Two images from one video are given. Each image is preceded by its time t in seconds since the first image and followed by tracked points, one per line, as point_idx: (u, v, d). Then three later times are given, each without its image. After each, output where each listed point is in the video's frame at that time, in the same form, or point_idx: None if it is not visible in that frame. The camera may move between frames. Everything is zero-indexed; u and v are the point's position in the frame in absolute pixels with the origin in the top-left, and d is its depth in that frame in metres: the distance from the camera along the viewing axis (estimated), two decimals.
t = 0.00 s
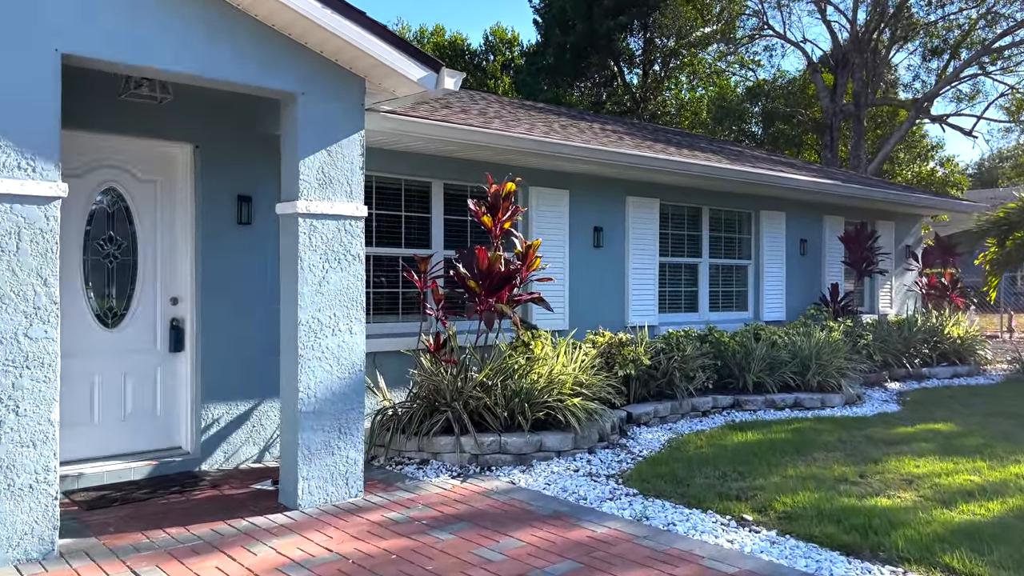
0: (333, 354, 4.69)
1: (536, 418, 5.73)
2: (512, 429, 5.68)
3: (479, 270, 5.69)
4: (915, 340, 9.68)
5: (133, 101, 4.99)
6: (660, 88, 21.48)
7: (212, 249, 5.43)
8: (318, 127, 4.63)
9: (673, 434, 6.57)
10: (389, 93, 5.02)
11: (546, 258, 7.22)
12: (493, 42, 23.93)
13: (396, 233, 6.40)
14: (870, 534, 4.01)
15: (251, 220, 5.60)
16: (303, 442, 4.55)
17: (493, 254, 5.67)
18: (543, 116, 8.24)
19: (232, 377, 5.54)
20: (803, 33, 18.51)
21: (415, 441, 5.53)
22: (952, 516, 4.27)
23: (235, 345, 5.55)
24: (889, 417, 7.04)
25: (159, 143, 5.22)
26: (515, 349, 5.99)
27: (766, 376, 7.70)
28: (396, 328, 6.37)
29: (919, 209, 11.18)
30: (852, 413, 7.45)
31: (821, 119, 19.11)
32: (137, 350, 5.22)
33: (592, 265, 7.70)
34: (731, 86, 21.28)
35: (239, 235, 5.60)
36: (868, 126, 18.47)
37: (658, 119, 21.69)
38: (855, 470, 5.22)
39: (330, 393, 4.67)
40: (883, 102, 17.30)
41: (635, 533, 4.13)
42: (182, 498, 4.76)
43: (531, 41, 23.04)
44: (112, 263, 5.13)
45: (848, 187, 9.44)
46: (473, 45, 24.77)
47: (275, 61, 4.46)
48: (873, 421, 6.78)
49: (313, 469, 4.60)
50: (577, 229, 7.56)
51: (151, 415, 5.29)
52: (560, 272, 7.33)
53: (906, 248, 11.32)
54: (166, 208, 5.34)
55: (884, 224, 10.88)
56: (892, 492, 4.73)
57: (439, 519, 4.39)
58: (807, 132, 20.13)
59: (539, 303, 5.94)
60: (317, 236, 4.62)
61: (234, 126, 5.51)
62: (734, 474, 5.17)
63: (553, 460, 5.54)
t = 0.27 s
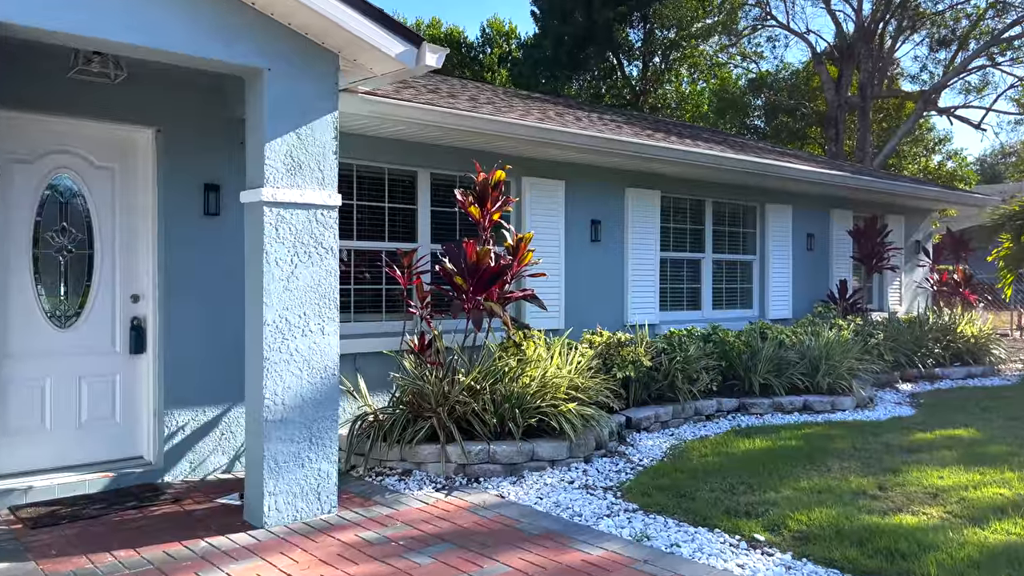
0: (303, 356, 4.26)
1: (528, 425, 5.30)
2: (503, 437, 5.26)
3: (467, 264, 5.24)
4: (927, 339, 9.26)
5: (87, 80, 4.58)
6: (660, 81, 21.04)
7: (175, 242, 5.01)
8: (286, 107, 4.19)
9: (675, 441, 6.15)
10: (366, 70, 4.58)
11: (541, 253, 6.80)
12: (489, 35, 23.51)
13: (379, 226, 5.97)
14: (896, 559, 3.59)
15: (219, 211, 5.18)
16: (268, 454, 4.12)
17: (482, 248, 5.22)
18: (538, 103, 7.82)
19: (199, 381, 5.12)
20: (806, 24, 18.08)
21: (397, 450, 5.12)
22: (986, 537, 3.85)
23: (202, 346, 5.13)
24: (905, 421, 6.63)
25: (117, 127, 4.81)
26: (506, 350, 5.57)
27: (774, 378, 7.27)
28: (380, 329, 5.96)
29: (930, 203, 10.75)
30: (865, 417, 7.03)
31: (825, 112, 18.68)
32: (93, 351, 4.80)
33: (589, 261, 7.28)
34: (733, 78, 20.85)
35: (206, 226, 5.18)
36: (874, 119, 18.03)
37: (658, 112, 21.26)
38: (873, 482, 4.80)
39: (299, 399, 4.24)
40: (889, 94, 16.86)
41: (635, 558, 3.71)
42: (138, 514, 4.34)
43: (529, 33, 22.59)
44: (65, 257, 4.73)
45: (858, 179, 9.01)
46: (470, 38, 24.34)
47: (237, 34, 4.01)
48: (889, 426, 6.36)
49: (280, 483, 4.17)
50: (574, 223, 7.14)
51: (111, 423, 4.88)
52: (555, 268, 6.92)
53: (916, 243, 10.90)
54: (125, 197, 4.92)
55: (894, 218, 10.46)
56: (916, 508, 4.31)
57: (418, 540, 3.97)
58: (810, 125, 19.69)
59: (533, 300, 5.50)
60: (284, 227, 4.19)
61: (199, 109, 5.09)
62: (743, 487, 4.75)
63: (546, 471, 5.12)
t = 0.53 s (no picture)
0: (265, 360, 3.85)
1: (518, 432, 4.90)
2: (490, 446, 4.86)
3: (450, 259, 4.82)
4: (939, 338, 8.86)
5: (32, 55, 4.17)
6: (660, 73, 20.62)
7: (132, 234, 4.60)
8: (246, 84, 3.78)
9: (677, 448, 5.75)
10: (337, 43, 4.13)
11: (532, 247, 6.39)
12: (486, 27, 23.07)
13: (359, 218, 5.59)
14: None
15: (181, 201, 4.77)
16: (227, 468, 3.71)
17: (465, 241, 4.80)
18: (532, 89, 7.41)
19: (159, 386, 4.71)
20: (810, 14, 17.66)
21: (376, 460, 4.72)
22: None
23: (162, 348, 4.73)
24: (921, 426, 6.23)
25: (67, 108, 4.40)
26: (495, 351, 5.16)
27: (781, 380, 6.87)
28: (360, 329, 5.59)
29: (941, 196, 10.34)
30: (877, 421, 6.62)
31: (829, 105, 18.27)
32: (41, 353, 4.38)
33: (585, 256, 6.88)
34: (735, 70, 20.43)
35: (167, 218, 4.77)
36: (879, 111, 17.61)
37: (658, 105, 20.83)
38: (892, 496, 4.40)
39: (262, 408, 3.84)
40: (896, 86, 16.44)
41: None
42: (85, 534, 3.93)
43: (527, 25, 22.14)
44: (9, 251, 4.31)
45: (868, 170, 8.60)
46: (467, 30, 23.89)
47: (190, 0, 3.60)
48: (905, 431, 5.96)
49: (240, 500, 3.76)
50: (569, 215, 6.74)
51: (61, 432, 4.46)
52: (547, 263, 6.51)
53: (925, 238, 10.49)
54: (77, 185, 4.50)
55: (903, 212, 10.06)
56: (942, 527, 3.91)
57: (392, 564, 3.57)
58: (813, 118, 19.28)
59: (525, 297, 5.09)
60: (244, 216, 3.78)
61: (159, 90, 4.68)
62: (750, 502, 4.35)
63: (536, 483, 4.72)
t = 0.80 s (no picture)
0: (212, 378, 3.43)
1: (500, 452, 4.48)
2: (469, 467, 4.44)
3: (425, 263, 4.39)
4: (950, 342, 8.45)
5: None
6: (659, 67, 20.18)
7: (75, 235, 4.18)
8: (189, 68, 3.35)
9: (675, 465, 5.33)
10: (292, 23, 3.69)
11: (518, 248, 5.99)
12: (482, 20, 22.63)
13: (330, 216, 5.20)
14: None
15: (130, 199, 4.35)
16: (166, 501, 3.28)
17: (441, 243, 4.37)
18: (521, 79, 7.00)
19: (105, 402, 4.29)
20: (812, 6, 17.23)
21: (344, 482, 4.32)
22: None
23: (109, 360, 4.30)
24: (936, 440, 5.81)
25: (3, 96, 3.99)
26: (476, 363, 4.74)
27: (785, 389, 6.46)
28: (330, 336, 5.20)
29: (951, 193, 9.93)
30: (888, 433, 6.21)
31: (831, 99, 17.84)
32: None
33: (577, 257, 6.47)
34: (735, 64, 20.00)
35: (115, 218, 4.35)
36: (883, 106, 17.19)
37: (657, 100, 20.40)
38: (912, 525, 3.99)
39: (207, 432, 3.41)
40: (900, 79, 16.01)
41: None
42: (13, 571, 3.50)
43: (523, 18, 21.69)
44: None
45: (876, 165, 8.17)
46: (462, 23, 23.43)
47: None
48: (919, 447, 5.55)
49: (182, 536, 3.34)
50: (559, 213, 6.32)
51: None
52: (535, 264, 6.10)
53: (934, 237, 10.07)
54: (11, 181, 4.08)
55: (911, 210, 9.64)
56: (969, 564, 3.50)
57: None
58: (816, 113, 18.85)
59: (510, 303, 4.67)
60: (185, 216, 3.35)
61: (105, 78, 4.26)
62: (753, 532, 3.94)
63: (519, 509, 4.30)
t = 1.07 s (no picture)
0: (144, 401, 3.01)
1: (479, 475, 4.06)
2: (445, 492, 4.03)
3: (397, 269, 3.97)
4: (962, 346, 8.05)
5: None
6: (657, 61, 19.75)
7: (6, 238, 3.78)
8: (114, 49, 2.93)
9: (672, 485, 4.93)
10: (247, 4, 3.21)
11: (504, 249, 5.58)
12: (476, 13, 22.19)
13: (298, 216, 4.80)
14: None
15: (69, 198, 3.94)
16: (89, 543, 2.87)
17: (414, 245, 3.96)
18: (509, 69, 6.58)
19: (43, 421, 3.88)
20: None
21: (306, 509, 3.92)
22: None
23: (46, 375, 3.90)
24: (953, 456, 5.41)
25: None
26: (454, 377, 4.33)
27: (790, 398, 6.06)
28: (297, 346, 4.82)
29: (961, 189, 9.51)
30: (900, 447, 5.80)
31: (833, 93, 17.42)
32: None
33: (568, 258, 6.06)
34: (735, 57, 19.57)
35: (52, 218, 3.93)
36: (887, 100, 16.78)
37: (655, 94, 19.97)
38: (935, 561, 3.58)
39: (139, 463, 3.00)
40: (905, 73, 15.60)
41: None
42: None
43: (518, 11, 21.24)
44: None
45: (885, 161, 7.76)
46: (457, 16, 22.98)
47: None
48: (935, 464, 5.15)
49: None
50: (548, 212, 5.92)
51: None
52: (522, 267, 5.70)
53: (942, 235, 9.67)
54: None
55: (920, 207, 9.23)
56: None
57: None
58: (817, 107, 18.43)
59: (494, 312, 4.25)
60: (112, 217, 2.94)
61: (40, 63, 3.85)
62: (758, 568, 3.53)
63: (499, 539, 3.89)
